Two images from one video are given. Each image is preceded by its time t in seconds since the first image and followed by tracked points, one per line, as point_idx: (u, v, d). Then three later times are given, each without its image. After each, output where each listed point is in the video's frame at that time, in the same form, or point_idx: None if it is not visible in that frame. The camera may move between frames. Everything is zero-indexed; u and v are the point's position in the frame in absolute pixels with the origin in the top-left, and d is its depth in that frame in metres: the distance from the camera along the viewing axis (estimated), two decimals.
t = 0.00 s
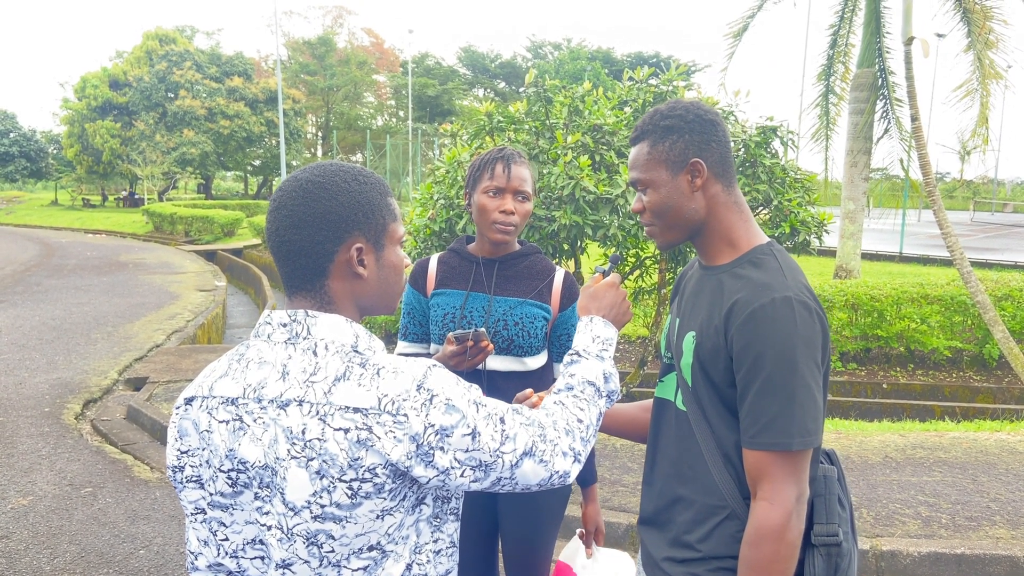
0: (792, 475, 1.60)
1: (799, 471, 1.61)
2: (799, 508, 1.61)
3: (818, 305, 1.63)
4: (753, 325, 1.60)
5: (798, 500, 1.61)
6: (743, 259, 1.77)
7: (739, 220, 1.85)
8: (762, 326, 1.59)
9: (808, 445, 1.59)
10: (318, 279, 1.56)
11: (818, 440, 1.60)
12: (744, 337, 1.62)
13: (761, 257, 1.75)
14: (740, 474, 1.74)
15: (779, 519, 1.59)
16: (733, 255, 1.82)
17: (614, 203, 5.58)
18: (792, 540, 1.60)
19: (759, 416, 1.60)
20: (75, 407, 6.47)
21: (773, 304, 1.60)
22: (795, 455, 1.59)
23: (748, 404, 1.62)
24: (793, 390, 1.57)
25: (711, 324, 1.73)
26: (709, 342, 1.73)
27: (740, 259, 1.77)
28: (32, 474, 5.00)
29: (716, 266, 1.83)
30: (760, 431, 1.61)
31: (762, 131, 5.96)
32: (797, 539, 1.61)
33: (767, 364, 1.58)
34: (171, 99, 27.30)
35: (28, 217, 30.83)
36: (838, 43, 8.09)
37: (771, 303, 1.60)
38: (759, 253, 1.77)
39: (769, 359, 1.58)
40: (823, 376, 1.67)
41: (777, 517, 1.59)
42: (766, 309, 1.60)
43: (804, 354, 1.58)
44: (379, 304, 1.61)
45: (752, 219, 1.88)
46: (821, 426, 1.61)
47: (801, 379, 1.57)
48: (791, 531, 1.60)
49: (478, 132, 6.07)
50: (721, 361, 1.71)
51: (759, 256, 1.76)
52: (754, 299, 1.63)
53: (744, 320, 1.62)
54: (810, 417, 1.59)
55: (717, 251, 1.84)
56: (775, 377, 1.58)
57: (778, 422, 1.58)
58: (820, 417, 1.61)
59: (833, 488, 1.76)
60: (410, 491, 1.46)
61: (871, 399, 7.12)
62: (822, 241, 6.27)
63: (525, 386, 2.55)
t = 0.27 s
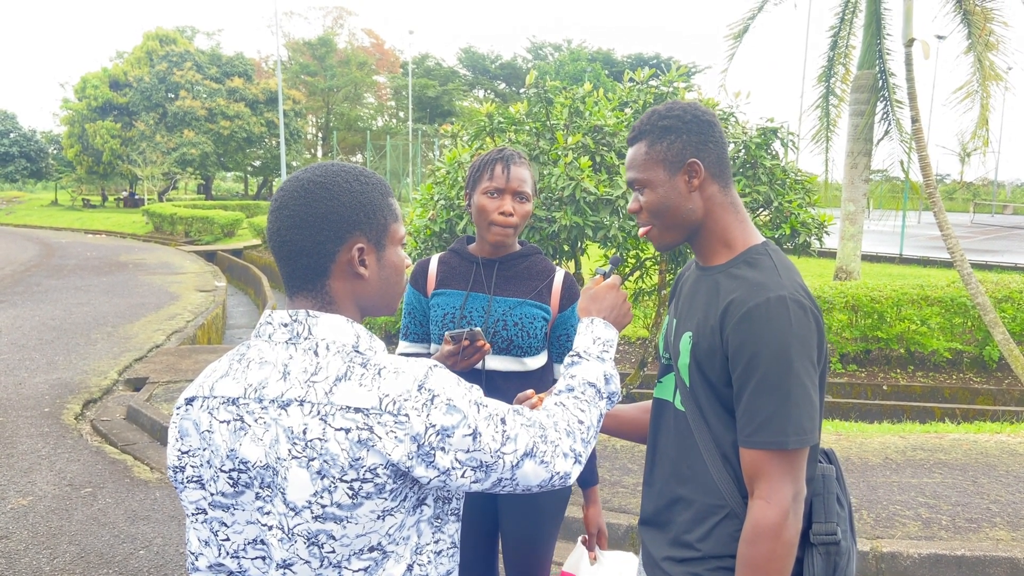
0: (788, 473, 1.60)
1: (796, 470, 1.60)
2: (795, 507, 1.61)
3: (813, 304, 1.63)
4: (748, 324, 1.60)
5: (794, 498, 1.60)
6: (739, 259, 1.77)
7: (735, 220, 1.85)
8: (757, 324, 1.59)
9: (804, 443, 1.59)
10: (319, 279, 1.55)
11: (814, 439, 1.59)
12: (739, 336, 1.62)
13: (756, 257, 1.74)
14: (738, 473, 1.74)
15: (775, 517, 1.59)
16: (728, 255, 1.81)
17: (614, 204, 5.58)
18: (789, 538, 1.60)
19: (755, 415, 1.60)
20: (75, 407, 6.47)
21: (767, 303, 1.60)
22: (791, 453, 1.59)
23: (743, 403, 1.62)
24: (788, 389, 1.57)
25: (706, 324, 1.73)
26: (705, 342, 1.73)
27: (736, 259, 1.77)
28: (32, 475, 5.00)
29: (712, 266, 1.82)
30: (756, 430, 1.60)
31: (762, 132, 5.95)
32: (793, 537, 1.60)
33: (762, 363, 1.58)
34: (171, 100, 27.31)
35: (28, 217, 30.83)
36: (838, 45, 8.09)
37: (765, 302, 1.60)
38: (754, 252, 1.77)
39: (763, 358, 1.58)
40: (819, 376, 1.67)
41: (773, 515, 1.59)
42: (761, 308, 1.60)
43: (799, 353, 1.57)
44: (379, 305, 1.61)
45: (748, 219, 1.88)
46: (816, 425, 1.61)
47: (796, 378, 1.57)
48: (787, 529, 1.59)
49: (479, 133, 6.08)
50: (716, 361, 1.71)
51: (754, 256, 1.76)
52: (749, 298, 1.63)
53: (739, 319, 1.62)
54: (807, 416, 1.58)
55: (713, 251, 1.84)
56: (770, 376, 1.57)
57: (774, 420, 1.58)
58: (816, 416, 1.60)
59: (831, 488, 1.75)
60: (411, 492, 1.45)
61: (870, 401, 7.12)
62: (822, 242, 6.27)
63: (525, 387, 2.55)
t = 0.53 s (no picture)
0: (786, 472, 1.60)
1: (794, 469, 1.60)
2: (794, 506, 1.60)
3: (810, 303, 1.63)
4: (746, 323, 1.60)
5: (793, 497, 1.60)
6: (737, 258, 1.76)
7: (733, 221, 1.85)
8: (755, 323, 1.59)
9: (802, 442, 1.58)
10: (318, 280, 1.56)
11: (812, 437, 1.59)
12: (737, 335, 1.61)
13: (754, 257, 1.74)
14: (738, 472, 1.73)
15: (773, 516, 1.59)
16: (727, 255, 1.81)
17: (615, 205, 5.59)
18: (787, 537, 1.59)
19: (753, 413, 1.60)
20: (75, 407, 6.47)
21: (765, 302, 1.59)
22: (789, 452, 1.59)
23: (742, 401, 1.62)
24: (786, 388, 1.57)
25: (705, 323, 1.73)
26: (704, 341, 1.72)
27: (734, 259, 1.77)
28: (33, 475, 5.00)
29: (710, 266, 1.82)
30: (754, 429, 1.60)
31: (762, 133, 5.95)
32: (793, 536, 1.60)
33: (760, 362, 1.58)
34: (171, 100, 27.31)
35: (28, 217, 30.82)
36: (838, 46, 8.09)
37: (762, 302, 1.60)
38: (751, 252, 1.76)
39: (761, 356, 1.58)
40: (817, 375, 1.67)
41: (772, 514, 1.59)
42: (758, 308, 1.60)
43: (796, 352, 1.57)
44: (379, 305, 1.61)
45: (747, 219, 1.88)
46: (814, 424, 1.60)
47: (793, 377, 1.57)
48: (786, 528, 1.59)
49: (479, 133, 6.09)
50: (715, 360, 1.70)
51: (752, 255, 1.75)
52: (747, 297, 1.63)
53: (737, 319, 1.62)
54: (805, 414, 1.58)
55: (712, 251, 1.84)
56: (768, 374, 1.57)
57: (772, 419, 1.58)
58: (814, 414, 1.60)
59: (830, 486, 1.75)
60: (410, 489, 1.45)
61: (871, 402, 7.12)
62: (822, 243, 6.26)
63: (525, 386, 2.55)
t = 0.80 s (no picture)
0: (789, 471, 1.60)
1: (797, 468, 1.60)
2: (797, 505, 1.60)
3: (812, 303, 1.63)
4: (748, 322, 1.60)
5: (795, 496, 1.60)
6: (737, 258, 1.76)
7: (734, 221, 1.84)
8: (758, 322, 1.59)
9: (804, 441, 1.59)
10: (311, 278, 1.55)
11: (814, 437, 1.59)
12: (739, 334, 1.61)
13: (755, 256, 1.74)
14: (740, 471, 1.74)
15: (776, 516, 1.58)
16: (727, 255, 1.81)
17: (615, 205, 5.59)
18: (790, 537, 1.59)
19: (756, 413, 1.60)
20: (76, 408, 6.46)
21: (767, 302, 1.59)
22: (792, 450, 1.59)
23: (744, 401, 1.62)
24: (789, 387, 1.57)
25: (706, 323, 1.73)
26: (705, 341, 1.72)
27: (734, 258, 1.76)
28: (33, 476, 4.99)
29: (710, 265, 1.82)
30: (757, 428, 1.60)
31: (763, 133, 5.94)
32: (794, 535, 1.60)
33: (762, 362, 1.58)
34: (171, 101, 27.31)
35: (28, 218, 30.82)
36: (838, 45, 8.08)
37: (764, 301, 1.60)
38: (752, 252, 1.76)
39: (764, 356, 1.58)
40: (818, 374, 1.67)
41: (775, 513, 1.58)
42: (760, 307, 1.59)
43: (798, 351, 1.57)
44: (375, 301, 1.60)
45: (747, 218, 1.88)
46: (817, 423, 1.61)
47: (796, 376, 1.57)
48: (788, 526, 1.59)
49: (479, 134, 6.09)
50: (717, 359, 1.70)
51: (752, 255, 1.75)
52: (750, 296, 1.63)
53: (739, 318, 1.62)
54: (807, 413, 1.58)
55: (712, 251, 1.83)
56: (771, 373, 1.57)
57: (774, 418, 1.58)
58: (817, 414, 1.60)
59: (830, 484, 1.75)
60: (406, 488, 1.45)
61: (872, 402, 7.11)
62: (823, 243, 6.26)
63: (526, 386, 2.54)
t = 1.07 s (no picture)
0: (787, 467, 1.59)
1: (795, 463, 1.60)
2: (795, 500, 1.60)
3: (806, 298, 1.62)
4: (742, 319, 1.60)
5: (793, 491, 1.60)
6: (733, 255, 1.76)
7: (729, 219, 1.84)
8: (752, 318, 1.58)
9: (801, 436, 1.58)
10: (289, 279, 1.56)
11: (811, 432, 1.58)
12: (734, 331, 1.61)
13: (750, 253, 1.74)
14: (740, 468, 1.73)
15: (775, 510, 1.58)
16: (723, 253, 1.80)
17: (616, 204, 5.59)
18: (789, 531, 1.59)
19: (751, 409, 1.59)
20: (78, 409, 6.47)
21: (760, 298, 1.59)
22: (788, 446, 1.58)
23: (740, 398, 1.61)
24: (783, 383, 1.56)
25: (702, 320, 1.72)
26: (701, 338, 1.72)
27: (730, 256, 1.76)
28: (35, 477, 5.00)
29: (706, 264, 1.82)
30: (753, 424, 1.60)
31: (764, 131, 5.94)
32: (793, 530, 1.60)
33: (756, 358, 1.58)
34: (173, 102, 27.32)
35: (30, 219, 30.83)
36: (840, 44, 8.07)
37: (758, 298, 1.59)
38: (747, 249, 1.76)
39: (758, 352, 1.57)
40: (814, 370, 1.66)
41: (773, 508, 1.58)
42: (754, 303, 1.59)
43: (792, 347, 1.57)
44: (355, 299, 1.59)
45: (743, 216, 1.87)
46: (813, 418, 1.60)
47: (790, 372, 1.56)
48: (787, 521, 1.59)
49: (480, 133, 6.09)
50: (713, 357, 1.70)
51: (747, 252, 1.75)
52: (744, 292, 1.62)
53: (733, 315, 1.61)
54: (803, 409, 1.57)
55: (708, 250, 1.83)
56: (765, 369, 1.57)
57: (769, 414, 1.57)
58: (813, 409, 1.60)
59: (832, 481, 1.75)
60: (391, 487, 1.45)
61: (874, 400, 7.11)
62: (824, 242, 6.25)
63: (528, 385, 2.54)
